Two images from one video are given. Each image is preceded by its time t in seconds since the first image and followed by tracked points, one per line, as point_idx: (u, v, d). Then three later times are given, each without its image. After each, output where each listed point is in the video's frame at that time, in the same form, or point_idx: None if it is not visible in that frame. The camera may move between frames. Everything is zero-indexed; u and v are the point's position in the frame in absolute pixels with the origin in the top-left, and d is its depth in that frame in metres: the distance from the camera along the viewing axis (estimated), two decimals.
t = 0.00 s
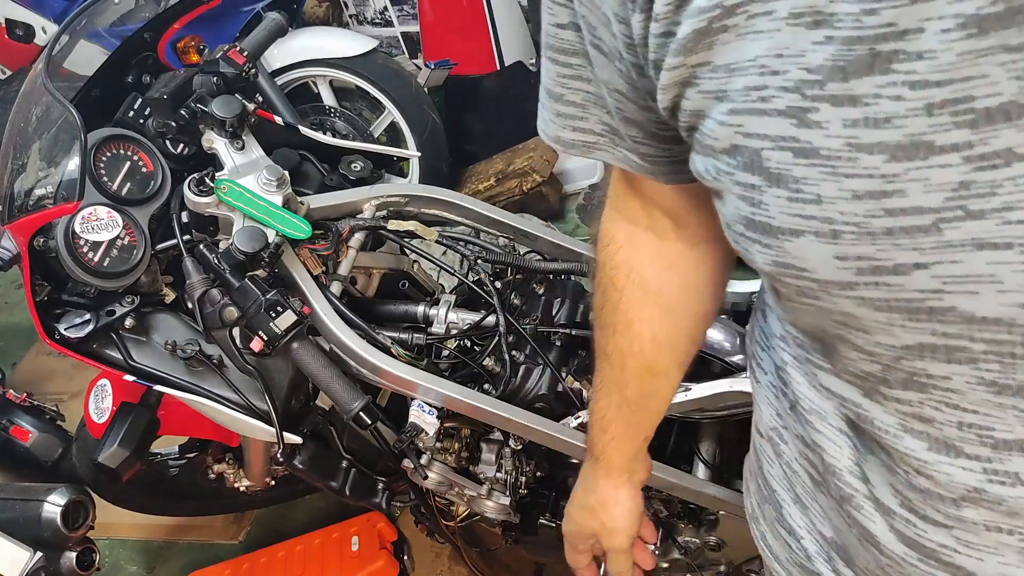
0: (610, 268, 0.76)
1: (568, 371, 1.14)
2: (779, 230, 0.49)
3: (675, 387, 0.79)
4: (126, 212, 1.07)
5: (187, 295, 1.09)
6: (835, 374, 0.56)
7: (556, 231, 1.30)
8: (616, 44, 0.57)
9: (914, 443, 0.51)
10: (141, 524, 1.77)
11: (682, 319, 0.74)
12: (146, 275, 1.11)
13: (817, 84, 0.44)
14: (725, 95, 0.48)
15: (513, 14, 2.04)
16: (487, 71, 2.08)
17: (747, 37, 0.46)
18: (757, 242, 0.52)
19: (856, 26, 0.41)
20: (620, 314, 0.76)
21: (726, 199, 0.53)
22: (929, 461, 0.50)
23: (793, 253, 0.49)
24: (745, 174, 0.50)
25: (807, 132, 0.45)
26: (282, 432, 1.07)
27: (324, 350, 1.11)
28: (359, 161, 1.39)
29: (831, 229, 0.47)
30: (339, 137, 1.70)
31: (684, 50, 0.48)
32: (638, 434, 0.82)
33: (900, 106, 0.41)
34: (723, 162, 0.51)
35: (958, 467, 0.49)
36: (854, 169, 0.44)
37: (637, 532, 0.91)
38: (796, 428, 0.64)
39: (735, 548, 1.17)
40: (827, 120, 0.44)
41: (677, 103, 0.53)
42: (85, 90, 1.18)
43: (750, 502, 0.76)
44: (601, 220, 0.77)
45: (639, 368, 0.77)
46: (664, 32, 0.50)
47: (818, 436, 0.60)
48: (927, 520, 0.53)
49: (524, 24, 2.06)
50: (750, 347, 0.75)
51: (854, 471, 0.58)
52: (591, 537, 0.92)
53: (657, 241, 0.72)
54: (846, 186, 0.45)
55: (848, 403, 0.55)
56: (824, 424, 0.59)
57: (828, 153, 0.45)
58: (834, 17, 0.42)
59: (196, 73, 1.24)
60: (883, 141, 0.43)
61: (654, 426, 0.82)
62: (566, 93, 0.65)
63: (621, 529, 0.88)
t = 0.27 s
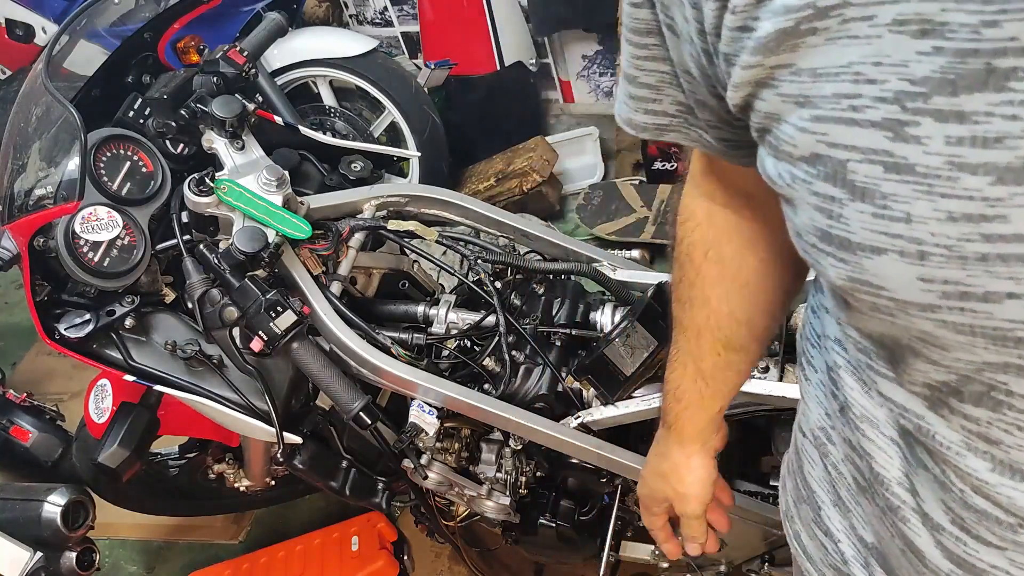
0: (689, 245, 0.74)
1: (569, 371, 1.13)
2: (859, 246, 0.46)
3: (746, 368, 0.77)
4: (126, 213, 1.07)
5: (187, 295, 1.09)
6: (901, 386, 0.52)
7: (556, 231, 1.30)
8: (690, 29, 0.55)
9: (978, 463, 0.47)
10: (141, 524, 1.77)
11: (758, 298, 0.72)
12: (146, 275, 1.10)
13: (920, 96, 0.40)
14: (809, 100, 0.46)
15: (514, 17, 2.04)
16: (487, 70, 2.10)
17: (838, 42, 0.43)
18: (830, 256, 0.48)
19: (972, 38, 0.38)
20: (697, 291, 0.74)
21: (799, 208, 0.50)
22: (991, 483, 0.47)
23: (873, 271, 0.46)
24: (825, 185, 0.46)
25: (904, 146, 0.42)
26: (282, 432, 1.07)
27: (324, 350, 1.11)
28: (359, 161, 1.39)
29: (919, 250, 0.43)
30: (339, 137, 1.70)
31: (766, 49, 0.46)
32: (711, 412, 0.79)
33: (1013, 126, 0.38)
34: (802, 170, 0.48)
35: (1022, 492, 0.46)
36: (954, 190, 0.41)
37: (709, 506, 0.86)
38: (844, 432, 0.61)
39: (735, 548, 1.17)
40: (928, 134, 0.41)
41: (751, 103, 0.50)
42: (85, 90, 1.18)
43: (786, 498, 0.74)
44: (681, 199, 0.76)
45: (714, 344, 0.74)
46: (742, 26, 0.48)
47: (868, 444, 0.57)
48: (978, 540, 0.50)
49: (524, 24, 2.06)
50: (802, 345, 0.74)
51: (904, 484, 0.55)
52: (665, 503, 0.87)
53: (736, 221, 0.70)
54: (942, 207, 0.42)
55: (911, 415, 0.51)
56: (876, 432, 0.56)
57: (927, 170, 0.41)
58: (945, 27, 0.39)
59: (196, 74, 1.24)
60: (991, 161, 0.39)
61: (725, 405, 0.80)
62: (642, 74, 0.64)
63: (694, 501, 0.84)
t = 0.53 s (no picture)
0: (727, 220, 0.73)
1: (569, 371, 1.13)
2: (865, 237, 0.46)
3: (774, 352, 0.74)
4: (126, 213, 1.07)
5: (187, 295, 1.09)
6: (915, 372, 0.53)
7: (557, 231, 1.30)
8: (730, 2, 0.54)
9: (974, 454, 0.48)
10: (141, 524, 1.77)
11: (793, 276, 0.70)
12: (146, 275, 1.10)
13: (929, 93, 0.40)
14: (831, 89, 0.44)
15: (514, 16, 2.02)
16: (487, 71, 2.08)
17: (860, 32, 0.42)
18: (840, 242, 0.48)
19: (980, 40, 0.37)
20: (731, 265, 0.73)
21: (815, 193, 0.49)
22: (986, 474, 0.48)
23: (877, 262, 0.46)
24: (839, 174, 0.46)
25: (911, 142, 0.41)
26: (282, 432, 1.07)
27: (324, 350, 1.11)
28: (359, 161, 1.39)
29: (919, 244, 0.43)
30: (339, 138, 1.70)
31: (793, 35, 0.45)
32: (733, 392, 0.76)
33: (1014, 129, 0.37)
34: (821, 157, 0.47)
35: (1016, 485, 0.47)
36: (954, 188, 0.40)
37: (718, 492, 0.83)
38: (859, 413, 0.62)
39: (735, 548, 1.17)
40: (935, 132, 0.40)
41: (781, 85, 0.49)
42: (85, 90, 1.18)
43: (803, 477, 0.75)
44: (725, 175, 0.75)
45: (743, 321, 0.72)
46: (775, 9, 0.46)
47: (880, 426, 0.58)
48: (974, 527, 0.52)
49: (525, 24, 2.06)
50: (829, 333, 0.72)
51: (910, 468, 0.56)
52: (676, 482, 0.85)
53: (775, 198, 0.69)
54: (942, 204, 0.41)
55: (920, 402, 0.52)
56: (888, 416, 0.57)
57: (930, 166, 0.41)
58: (957, 27, 0.38)
59: (196, 73, 1.24)
60: (991, 163, 0.39)
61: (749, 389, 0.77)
62: (687, 45, 0.64)
63: (706, 484, 0.81)
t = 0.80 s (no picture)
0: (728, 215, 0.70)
1: (569, 371, 1.13)
2: (807, 237, 0.47)
3: (788, 338, 0.72)
4: (127, 213, 1.07)
5: (187, 295, 1.09)
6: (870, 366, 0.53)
7: (557, 231, 1.30)
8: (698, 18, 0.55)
9: (931, 443, 0.48)
10: (141, 524, 1.77)
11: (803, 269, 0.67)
12: (146, 275, 1.10)
13: (847, 104, 0.41)
14: (768, 100, 0.46)
15: (515, 19, 2.02)
16: (487, 71, 2.07)
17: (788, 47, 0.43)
18: (789, 244, 0.49)
19: (884, 55, 0.39)
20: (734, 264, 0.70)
21: (765, 198, 0.50)
22: (942, 462, 0.48)
23: (819, 262, 0.47)
24: (782, 179, 0.47)
25: (836, 149, 0.43)
26: (282, 432, 1.07)
27: (324, 350, 1.11)
28: (359, 161, 1.39)
29: (851, 244, 0.44)
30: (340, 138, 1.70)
31: (734, 51, 0.46)
32: (749, 387, 0.76)
33: (921, 137, 0.39)
34: (768, 164, 0.48)
35: (969, 472, 0.47)
36: (875, 191, 0.42)
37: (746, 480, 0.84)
38: (828, 408, 0.62)
39: (735, 548, 1.17)
40: (855, 139, 0.42)
41: (732, 98, 0.50)
42: (85, 90, 1.18)
43: (788, 475, 0.73)
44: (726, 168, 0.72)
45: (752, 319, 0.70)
46: (720, 27, 0.48)
47: (850, 421, 0.58)
48: (940, 513, 0.51)
49: (525, 24, 2.06)
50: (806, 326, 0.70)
51: (880, 460, 0.55)
52: (705, 473, 0.86)
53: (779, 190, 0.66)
54: (868, 206, 0.42)
55: (880, 394, 0.52)
56: (857, 409, 0.57)
57: (853, 171, 0.42)
58: (867, 42, 0.40)
59: (196, 73, 1.24)
60: (903, 168, 0.40)
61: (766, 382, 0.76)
62: (663, 58, 0.63)
63: (732, 474, 0.82)
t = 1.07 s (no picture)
0: (649, 231, 0.72)
1: (569, 371, 1.13)
2: (746, 246, 0.47)
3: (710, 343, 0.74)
4: (126, 213, 1.07)
5: (188, 295, 1.09)
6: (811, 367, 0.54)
7: (557, 231, 1.30)
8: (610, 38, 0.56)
9: (878, 436, 0.50)
10: (141, 524, 1.77)
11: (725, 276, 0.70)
12: (146, 275, 1.11)
13: (780, 109, 0.42)
14: (697, 113, 0.46)
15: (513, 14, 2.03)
16: (487, 71, 2.06)
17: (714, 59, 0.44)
18: (726, 254, 0.49)
19: (816, 58, 0.40)
20: (659, 272, 0.71)
21: (698, 210, 0.50)
22: (892, 453, 0.50)
23: (761, 268, 0.47)
24: (716, 190, 0.47)
25: (772, 155, 0.43)
26: (282, 432, 1.07)
27: (324, 350, 1.11)
28: (359, 161, 1.39)
29: (793, 248, 0.44)
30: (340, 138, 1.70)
31: (658, 68, 0.46)
32: (679, 393, 0.77)
33: (857, 136, 0.40)
34: (698, 177, 0.48)
35: (918, 459, 0.49)
36: (815, 193, 0.42)
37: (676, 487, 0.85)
38: (768, 412, 0.63)
39: (735, 548, 1.17)
40: (791, 144, 0.42)
41: (657, 114, 0.50)
42: (85, 90, 1.18)
43: (736, 491, 0.74)
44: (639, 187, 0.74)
45: (679, 325, 0.71)
46: (641, 44, 0.48)
47: (791, 425, 0.58)
48: (893, 503, 0.52)
49: (525, 24, 2.06)
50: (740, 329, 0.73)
51: (826, 459, 0.57)
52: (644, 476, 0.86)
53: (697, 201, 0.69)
54: (807, 208, 0.43)
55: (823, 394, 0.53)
56: (798, 412, 0.58)
57: (790, 174, 0.43)
58: (795, 47, 0.40)
59: (197, 73, 1.24)
60: (841, 168, 0.41)
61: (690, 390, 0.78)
62: (574, 80, 0.63)
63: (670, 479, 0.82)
